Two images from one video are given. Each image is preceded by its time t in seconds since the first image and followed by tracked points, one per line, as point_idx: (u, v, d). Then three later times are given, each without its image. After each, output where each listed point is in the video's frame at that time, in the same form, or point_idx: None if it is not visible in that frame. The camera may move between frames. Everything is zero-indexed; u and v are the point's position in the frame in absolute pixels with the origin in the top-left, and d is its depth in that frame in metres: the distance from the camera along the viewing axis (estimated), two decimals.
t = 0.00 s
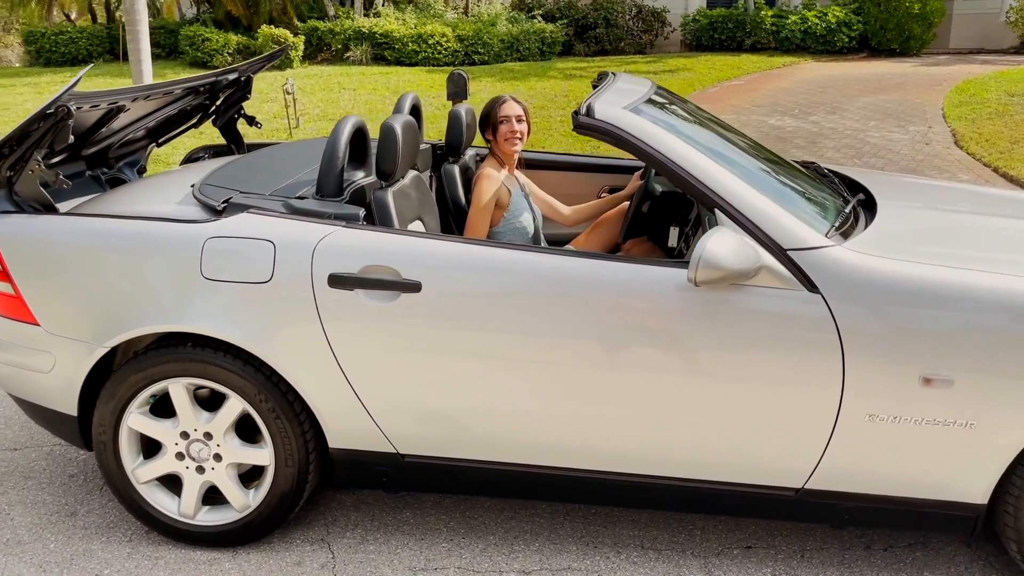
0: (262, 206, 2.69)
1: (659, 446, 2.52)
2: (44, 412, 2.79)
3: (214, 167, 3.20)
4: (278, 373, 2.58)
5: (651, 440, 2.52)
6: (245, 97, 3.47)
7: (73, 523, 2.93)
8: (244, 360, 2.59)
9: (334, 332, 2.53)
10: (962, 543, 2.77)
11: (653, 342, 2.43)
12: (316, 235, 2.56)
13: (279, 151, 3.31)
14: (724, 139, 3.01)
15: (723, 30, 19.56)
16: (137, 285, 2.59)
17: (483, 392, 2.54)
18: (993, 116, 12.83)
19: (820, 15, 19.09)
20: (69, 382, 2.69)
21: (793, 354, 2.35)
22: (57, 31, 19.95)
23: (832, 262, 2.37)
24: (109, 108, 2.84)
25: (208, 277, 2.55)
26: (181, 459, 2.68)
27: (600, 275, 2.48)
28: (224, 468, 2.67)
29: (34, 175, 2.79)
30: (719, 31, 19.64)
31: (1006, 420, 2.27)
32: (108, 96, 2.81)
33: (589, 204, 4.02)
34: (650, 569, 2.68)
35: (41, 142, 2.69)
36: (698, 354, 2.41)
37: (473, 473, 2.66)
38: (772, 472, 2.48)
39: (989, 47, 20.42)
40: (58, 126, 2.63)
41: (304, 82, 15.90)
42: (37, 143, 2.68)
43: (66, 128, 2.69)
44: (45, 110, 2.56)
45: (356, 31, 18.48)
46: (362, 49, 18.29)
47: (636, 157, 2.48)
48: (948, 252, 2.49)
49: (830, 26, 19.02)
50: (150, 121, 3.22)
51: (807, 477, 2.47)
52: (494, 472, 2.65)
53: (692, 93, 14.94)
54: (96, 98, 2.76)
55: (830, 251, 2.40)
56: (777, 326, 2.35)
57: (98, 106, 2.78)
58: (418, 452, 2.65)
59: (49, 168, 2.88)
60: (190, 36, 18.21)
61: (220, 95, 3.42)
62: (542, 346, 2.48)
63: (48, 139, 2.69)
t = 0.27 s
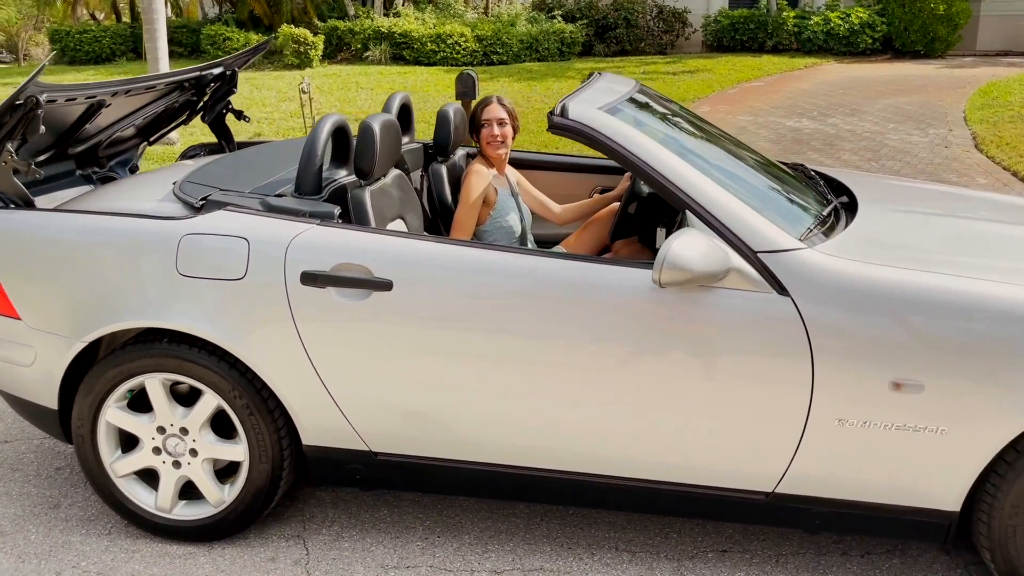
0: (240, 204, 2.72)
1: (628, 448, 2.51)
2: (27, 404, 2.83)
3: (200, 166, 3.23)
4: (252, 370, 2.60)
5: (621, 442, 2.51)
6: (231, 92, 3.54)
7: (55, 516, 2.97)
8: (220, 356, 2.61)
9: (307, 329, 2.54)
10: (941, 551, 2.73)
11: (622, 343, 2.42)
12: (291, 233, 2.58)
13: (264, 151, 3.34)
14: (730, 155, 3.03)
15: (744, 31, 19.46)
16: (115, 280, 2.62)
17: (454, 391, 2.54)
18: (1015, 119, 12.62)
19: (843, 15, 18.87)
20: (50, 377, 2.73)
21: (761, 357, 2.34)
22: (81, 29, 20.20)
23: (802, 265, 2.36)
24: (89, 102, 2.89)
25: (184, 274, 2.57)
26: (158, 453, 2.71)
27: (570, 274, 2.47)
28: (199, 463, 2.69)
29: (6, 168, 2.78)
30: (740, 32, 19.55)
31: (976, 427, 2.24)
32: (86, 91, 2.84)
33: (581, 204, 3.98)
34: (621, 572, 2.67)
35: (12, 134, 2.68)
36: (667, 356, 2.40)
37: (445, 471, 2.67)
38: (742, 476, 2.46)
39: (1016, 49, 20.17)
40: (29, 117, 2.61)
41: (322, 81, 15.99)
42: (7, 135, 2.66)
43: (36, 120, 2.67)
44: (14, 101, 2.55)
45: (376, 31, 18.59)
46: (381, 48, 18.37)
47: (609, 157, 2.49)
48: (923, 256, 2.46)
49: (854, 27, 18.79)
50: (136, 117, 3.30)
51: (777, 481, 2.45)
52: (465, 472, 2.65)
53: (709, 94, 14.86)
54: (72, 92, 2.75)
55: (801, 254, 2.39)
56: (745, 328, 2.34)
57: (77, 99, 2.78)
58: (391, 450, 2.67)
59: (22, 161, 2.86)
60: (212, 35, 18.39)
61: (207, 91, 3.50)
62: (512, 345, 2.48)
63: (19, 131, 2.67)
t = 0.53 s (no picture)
0: (235, 208, 2.77)
1: (614, 455, 2.51)
2: (26, 403, 2.88)
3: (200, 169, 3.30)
4: (244, 372, 2.64)
5: (607, 449, 2.51)
6: (227, 92, 3.69)
7: (54, 512, 3.02)
8: (213, 357, 2.65)
9: (298, 333, 2.57)
10: (933, 564, 2.71)
11: (608, 351, 2.43)
12: (284, 237, 2.61)
13: (264, 155, 3.41)
14: (733, 169, 3.04)
15: (766, 37, 19.34)
16: (111, 280, 2.67)
17: (442, 396, 2.56)
18: None
19: (865, 22, 18.74)
20: (47, 376, 2.78)
21: (745, 366, 2.34)
22: (108, 33, 20.50)
23: (789, 274, 2.36)
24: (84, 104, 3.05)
25: (179, 276, 2.62)
26: (153, 453, 2.75)
27: (557, 281, 2.48)
28: (193, 463, 2.73)
29: None
30: (762, 37, 19.43)
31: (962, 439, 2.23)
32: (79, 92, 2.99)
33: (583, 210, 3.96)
34: None
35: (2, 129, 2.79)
36: (652, 364, 2.40)
37: (434, 475, 2.68)
38: (728, 485, 2.46)
39: None
40: (18, 114, 2.77)
41: (342, 86, 16.11)
42: None
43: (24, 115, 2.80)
44: None
45: (396, 36, 18.67)
46: (402, 53, 18.47)
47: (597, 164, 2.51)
48: (913, 266, 2.45)
49: (877, 34, 18.65)
50: (136, 120, 3.45)
51: (763, 491, 2.44)
52: (453, 476, 2.67)
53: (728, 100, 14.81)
54: (64, 92, 2.92)
55: (788, 264, 2.39)
56: (730, 338, 2.34)
57: (70, 100, 2.95)
58: (381, 454, 2.69)
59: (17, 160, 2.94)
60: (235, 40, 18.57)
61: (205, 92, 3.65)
62: (499, 351, 2.49)
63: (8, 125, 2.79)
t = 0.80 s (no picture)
0: (242, 213, 2.78)
1: (617, 466, 2.49)
2: (34, 404, 2.91)
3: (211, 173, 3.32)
4: (248, 376, 2.64)
5: (609, 459, 2.49)
6: (239, 95, 3.73)
7: (61, 513, 3.04)
8: (218, 361, 2.66)
9: (301, 338, 2.58)
10: None
11: (611, 360, 2.41)
12: (289, 242, 2.62)
13: (275, 160, 3.43)
14: (746, 178, 3.01)
15: (792, 43, 19.18)
16: (118, 284, 2.69)
17: (443, 403, 2.55)
18: None
19: (892, 29, 18.56)
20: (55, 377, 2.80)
21: (750, 378, 2.31)
22: (135, 38, 20.76)
23: (795, 284, 2.33)
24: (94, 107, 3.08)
25: (185, 280, 2.63)
26: (158, 455, 2.76)
27: (560, 289, 2.46)
28: (198, 467, 2.73)
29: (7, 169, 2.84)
30: (787, 44, 19.27)
31: (971, 455, 2.18)
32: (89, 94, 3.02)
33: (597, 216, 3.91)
34: None
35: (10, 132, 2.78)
36: (655, 374, 2.37)
37: (436, 483, 2.67)
38: (732, 497, 2.43)
39: None
40: (25, 115, 2.74)
41: (365, 90, 16.17)
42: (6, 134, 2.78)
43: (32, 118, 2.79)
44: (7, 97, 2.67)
45: (419, 41, 18.70)
46: (424, 58, 18.52)
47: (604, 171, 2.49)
48: (924, 278, 2.40)
49: (904, 41, 18.46)
50: (148, 123, 3.50)
51: (768, 504, 2.40)
52: (455, 483, 2.65)
53: (751, 107, 14.70)
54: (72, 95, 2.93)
55: (795, 274, 2.36)
56: (735, 349, 2.31)
57: (78, 102, 2.97)
58: (383, 460, 2.68)
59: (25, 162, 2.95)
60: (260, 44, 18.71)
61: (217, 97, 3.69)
62: (502, 359, 2.47)
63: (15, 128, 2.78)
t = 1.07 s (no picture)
0: (254, 218, 2.78)
1: (626, 476, 2.46)
2: (48, 407, 2.93)
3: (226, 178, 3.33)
4: (258, 381, 2.64)
5: (618, 469, 2.46)
6: (256, 102, 3.74)
7: (74, 517, 3.06)
8: (228, 366, 2.66)
9: (311, 344, 2.57)
10: None
11: (621, 369, 2.38)
12: (299, 248, 2.62)
13: (290, 167, 3.44)
14: (762, 187, 2.98)
15: (813, 51, 19.05)
16: (130, 288, 2.70)
17: (452, 410, 2.53)
18: None
19: (916, 38, 18.43)
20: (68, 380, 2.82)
21: (762, 389, 2.27)
22: (159, 45, 20.99)
23: (808, 294, 2.29)
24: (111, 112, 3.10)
25: (197, 285, 2.64)
26: (169, 460, 2.76)
27: (571, 297, 2.44)
28: (207, 472, 2.74)
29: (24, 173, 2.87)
30: (809, 52, 19.15)
31: (989, 470, 2.13)
32: (107, 99, 3.04)
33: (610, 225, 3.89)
34: None
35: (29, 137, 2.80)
36: (666, 383, 2.35)
37: (444, 491, 2.65)
38: (743, 510, 2.39)
39: None
40: (42, 121, 2.77)
41: (385, 97, 16.26)
42: (24, 139, 2.81)
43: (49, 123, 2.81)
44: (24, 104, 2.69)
45: (440, 49, 18.77)
46: (445, 66, 18.58)
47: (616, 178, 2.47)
48: (941, 289, 2.36)
49: (927, 50, 18.32)
50: (166, 129, 3.52)
51: (780, 517, 2.36)
52: (464, 492, 2.64)
53: (772, 115, 14.62)
54: (88, 100, 2.95)
55: (808, 283, 2.32)
56: (747, 359, 2.28)
57: (95, 107, 2.99)
58: (392, 467, 2.67)
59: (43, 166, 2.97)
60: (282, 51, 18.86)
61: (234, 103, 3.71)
62: (511, 366, 2.45)
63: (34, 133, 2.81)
